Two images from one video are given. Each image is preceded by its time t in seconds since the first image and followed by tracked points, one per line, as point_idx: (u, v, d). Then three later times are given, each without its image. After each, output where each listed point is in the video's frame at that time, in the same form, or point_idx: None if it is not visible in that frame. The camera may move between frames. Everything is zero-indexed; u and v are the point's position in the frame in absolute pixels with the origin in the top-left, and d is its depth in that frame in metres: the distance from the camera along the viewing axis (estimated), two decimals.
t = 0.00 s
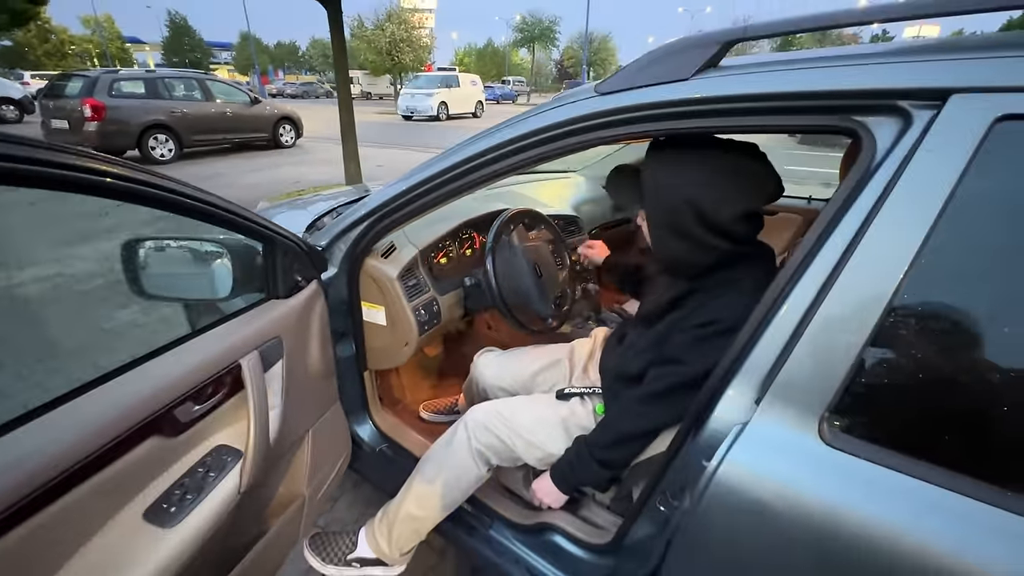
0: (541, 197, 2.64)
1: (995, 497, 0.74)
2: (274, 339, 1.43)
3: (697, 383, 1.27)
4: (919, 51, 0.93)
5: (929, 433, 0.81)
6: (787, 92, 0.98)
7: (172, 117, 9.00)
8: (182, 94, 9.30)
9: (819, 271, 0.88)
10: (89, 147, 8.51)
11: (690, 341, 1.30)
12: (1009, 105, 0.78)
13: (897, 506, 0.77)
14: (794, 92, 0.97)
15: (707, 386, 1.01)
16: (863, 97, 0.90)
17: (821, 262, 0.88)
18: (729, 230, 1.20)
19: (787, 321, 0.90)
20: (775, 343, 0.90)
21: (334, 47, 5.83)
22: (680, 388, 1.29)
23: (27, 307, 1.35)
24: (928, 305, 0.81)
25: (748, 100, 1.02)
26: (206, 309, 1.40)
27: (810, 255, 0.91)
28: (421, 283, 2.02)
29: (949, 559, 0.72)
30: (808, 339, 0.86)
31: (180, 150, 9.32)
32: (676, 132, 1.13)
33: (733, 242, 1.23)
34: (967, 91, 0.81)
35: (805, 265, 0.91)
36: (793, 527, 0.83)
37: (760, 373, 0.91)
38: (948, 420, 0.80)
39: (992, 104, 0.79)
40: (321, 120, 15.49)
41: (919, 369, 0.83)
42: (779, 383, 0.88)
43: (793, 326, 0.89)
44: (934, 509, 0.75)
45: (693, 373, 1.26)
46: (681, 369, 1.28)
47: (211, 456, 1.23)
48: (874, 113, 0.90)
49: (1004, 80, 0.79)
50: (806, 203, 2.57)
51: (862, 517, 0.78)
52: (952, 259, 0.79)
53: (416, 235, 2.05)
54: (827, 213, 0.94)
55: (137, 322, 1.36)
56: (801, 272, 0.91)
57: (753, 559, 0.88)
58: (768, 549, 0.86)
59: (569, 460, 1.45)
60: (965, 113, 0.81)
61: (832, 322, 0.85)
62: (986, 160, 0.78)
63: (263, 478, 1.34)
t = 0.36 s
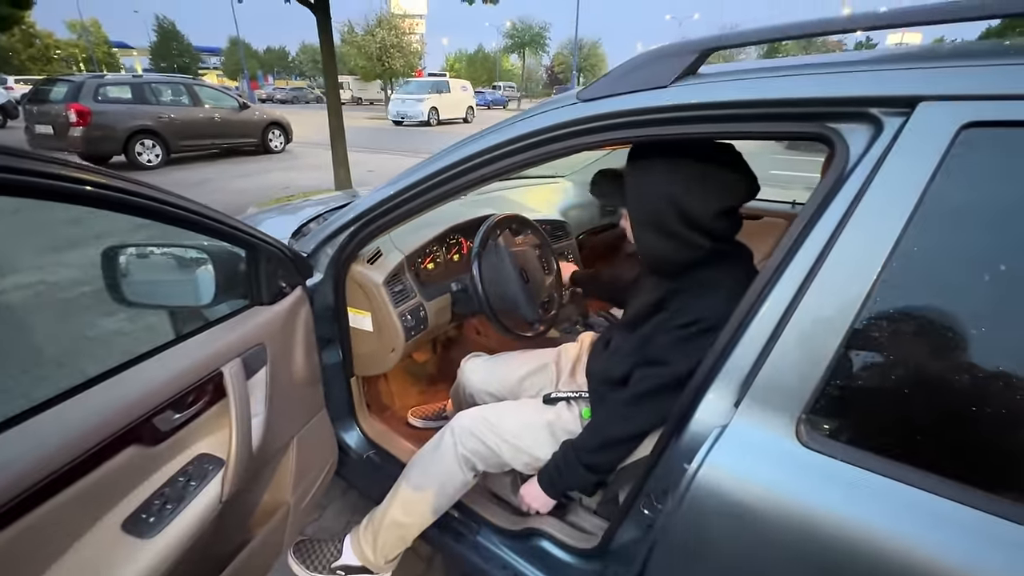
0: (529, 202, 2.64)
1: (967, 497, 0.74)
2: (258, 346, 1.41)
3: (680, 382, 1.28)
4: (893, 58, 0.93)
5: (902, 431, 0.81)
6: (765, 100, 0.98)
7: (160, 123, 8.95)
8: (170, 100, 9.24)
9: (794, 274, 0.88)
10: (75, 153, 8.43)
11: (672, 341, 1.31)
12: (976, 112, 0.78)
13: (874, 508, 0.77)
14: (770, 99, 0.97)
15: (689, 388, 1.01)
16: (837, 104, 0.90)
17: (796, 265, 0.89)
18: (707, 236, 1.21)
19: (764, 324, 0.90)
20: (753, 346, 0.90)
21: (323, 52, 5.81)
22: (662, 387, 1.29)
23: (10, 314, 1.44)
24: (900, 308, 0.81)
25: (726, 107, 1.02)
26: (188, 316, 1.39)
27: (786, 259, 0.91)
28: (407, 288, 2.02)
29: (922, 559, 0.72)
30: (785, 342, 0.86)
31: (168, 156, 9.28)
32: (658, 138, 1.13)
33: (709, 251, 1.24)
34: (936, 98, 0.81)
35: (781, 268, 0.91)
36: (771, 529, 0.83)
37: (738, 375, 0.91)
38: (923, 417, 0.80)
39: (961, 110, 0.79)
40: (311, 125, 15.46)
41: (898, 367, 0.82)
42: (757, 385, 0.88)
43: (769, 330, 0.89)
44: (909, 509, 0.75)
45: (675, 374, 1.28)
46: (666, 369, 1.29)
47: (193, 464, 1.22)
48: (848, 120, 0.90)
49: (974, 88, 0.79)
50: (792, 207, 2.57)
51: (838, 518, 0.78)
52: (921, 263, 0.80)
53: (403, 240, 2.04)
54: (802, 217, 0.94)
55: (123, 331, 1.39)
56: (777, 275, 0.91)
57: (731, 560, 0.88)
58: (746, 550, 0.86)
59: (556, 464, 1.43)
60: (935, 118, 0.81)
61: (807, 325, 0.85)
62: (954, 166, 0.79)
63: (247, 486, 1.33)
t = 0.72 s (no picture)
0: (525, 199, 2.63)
1: (959, 493, 0.74)
2: (251, 345, 1.41)
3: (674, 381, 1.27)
4: (887, 54, 0.92)
5: (896, 427, 0.81)
6: (759, 96, 0.97)
7: (154, 121, 8.90)
8: (164, 97, 9.18)
9: (788, 271, 0.88)
10: (69, 151, 8.37)
11: (668, 339, 1.30)
12: (970, 107, 0.78)
13: (867, 504, 0.76)
14: (763, 94, 0.97)
15: (684, 386, 1.01)
16: (830, 99, 0.90)
17: (790, 261, 0.88)
18: (697, 231, 1.21)
19: (759, 321, 0.89)
20: (748, 342, 0.89)
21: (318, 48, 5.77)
22: (658, 385, 1.28)
23: None
24: (894, 304, 0.81)
25: (720, 102, 1.01)
26: (181, 315, 1.38)
27: (780, 255, 0.91)
28: (403, 286, 2.01)
29: (918, 558, 0.72)
30: (780, 339, 0.86)
31: (163, 154, 9.23)
32: (652, 134, 1.12)
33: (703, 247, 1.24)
34: (929, 93, 0.81)
35: (775, 265, 0.91)
36: (766, 527, 0.83)
37: (732, 373, 0.90)
38: (916, 414, 0.80)
39: (954, 105, 0.79)
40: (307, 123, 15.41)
41: (892, 363, 0.82)
42: (751, 382, 0.88)
43: (764, 327, 0.88)
44: (903, 507, 0.75)
45: (670, 371, 1.27)
46: (661, 367, 1.28)
47: (186, 464, 1.22)
48: (841, 115, 0.89)
49: (967, 83, 0.79)
50: (787, 203, 2.57)
51: (833, 516, 0.78)
52: (915, 258, 0.79)
53: (398, 238, 2.04)
54: (796, 213, 0.94)
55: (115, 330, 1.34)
56: (771, 272, 0.91)
57: (726, 559, 0.87)
58: (741, 548, 0.85)
59: (552, 461, 1.42)
60: (929, 113, 0.80)
61: (802, 322, 0.85)
62: (948, 161, 0.78)
63: (241, 485, 1.33)
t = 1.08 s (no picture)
0: (522, 200, 2.63)
1: (955, 492, 0.73)
2: (247, 347, 1.41)
3: (672, 382, 1.27)
4: (881, 54, 0.92)
5: (893, 427, 0.80)
6: (755, 95, 0.97)
7: (150, 122, 8.87)
8: (160, 99, 9.14)
9: (785, 271, 0.87)
10: (64, 153, 8.32)
11: (666, 339, 1.29)
12: (963, 107, 0.78)
13: (866, 503, 0.76)
14: (760, 95, 0.96)
15: (681, 387, 1.00)
16: (825, 99, 0.89)
17: (786, 261, 0.88)
18: (696, 231, 1.21)
19: (756, 321, 0.89)
20: (745, 342, 0.89)
21: (314, 49, 5.75)
22: (656, 386, 1.28)
23: None
24: (890, 303, 0.80)
25: (717, 102, 1.01)
26: (176, 317, 1.37)
27: (776, 255, 0.91)
28: (400, 287, 2.01)
29: (911, 555, 0.72)
30: (777, 339, 0.85)
31: (159, 155, 9.20)
32: (648, 135, 1.12)
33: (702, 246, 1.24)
34: (923, 93, 0.81)
35: (771, 265, 0.91)
36: (762, 526, 0.82)
37: (729, 372, 0.90)
38: (913, 413, 0.79)
39: (948, 105, 0.79)
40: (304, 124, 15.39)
41: (888, 363, 0.81)
42: (748, 382, 0.87)
43: (761, 326, 0.88)
44: (899, 505, 0.74)
45: (667, 372, 1.26)
46: (659, 367, 1.27)
47: (182, 467, 1.21)
48: (836, 115, 0.89)
49: (962, 83, 0.79)
50: (783, 203, 2.57)
51: (828, 515, 0.78)
52: (910, 257, 0.79)
53: (394, 240, 2.04)
54: (791, 213, 0.93)
55: (112, 332, 1.30)
56: (767, 271, 0.90)
57: (722, 558, 0.87)
58: (737, 548, 0.85)
59: (550, 463, 1.41)
60: (924, 113, 0.80)
61: (799, 321, 0.84)
62: (942, 161, 0.78)
63: (237, 488, 1.32)
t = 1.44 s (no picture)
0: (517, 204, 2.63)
1: (949, 492, 0.74)
2: (242, 352, 1.40)
3: (668, 386, 1.27)
4: (872, 60, 0.93)
5: (885, 428, 0.80)
6: (748, 100, 0.97)
7: (144, 126, 8.84)
8: (154, 103, 9.10)
9: (779, 274, 0.88)
10: (56, 157, 8.26)
11: (662, 342, 1.29)
12: (953, 111, 0.78)
13: (860, 504, 0.76)
14: (753, 100, 0.97)
15: (677, 390, 1.01)
16: (817, 104, 0.90)
17: (780, 264, 0.89)
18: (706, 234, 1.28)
19: (751, 324, 0.89)
20: (740, 345, 0.89)
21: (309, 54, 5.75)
22: (652, 389, 1.28)
23: None
24: (883, 305, 0.81)
25: (710, 107, 1.01)
26: (170, 322, 1.37)
27: (771, 259, 0.91)
28: (396, 291, 2.01)
29: (901, 552, 0.72)
30: (772, 342, 0.86)
31: (153, 160, 9.17)
32: (643, 140, 1.13)
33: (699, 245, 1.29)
34: (913, 98, 0.82)
35: (766, 268, 0.91)
36: (757, 526, 0.83)
37: (724, 375, 0.90)
38: (905, 413, 0.79)
39: (937, 110, 0.79)
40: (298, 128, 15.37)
41: (881, 364, 0.81)
42: (743, 384, 0.88)
43: (756, 329, 0.88)
44: (892, 504, 0.75)
45: (663, 375, 1.26)
46: (655, 370, 1.27)
47: (177, 472, 1.21)
48: (827, 120, 0.90)
49: (951, 88, 0.80)
50: (777, 207, 2.58)
51: (822, 515, 0.78)
52: (901, 260, 0.79)
53: (391, 244, 2.04)
54: (785, 216, 0.94)
55: (105, 337, 1.28)
56: (762, 275, 0.91)
57: (716, 559, 0.87)
58: (731, 547, 0.85)
59: (546, 467, 1.40)
60: (914, 118, 0.81)
61: (793, 324, 0.85)
62: (932, 165, 0.79)
63: (232, 493, 1.31)
